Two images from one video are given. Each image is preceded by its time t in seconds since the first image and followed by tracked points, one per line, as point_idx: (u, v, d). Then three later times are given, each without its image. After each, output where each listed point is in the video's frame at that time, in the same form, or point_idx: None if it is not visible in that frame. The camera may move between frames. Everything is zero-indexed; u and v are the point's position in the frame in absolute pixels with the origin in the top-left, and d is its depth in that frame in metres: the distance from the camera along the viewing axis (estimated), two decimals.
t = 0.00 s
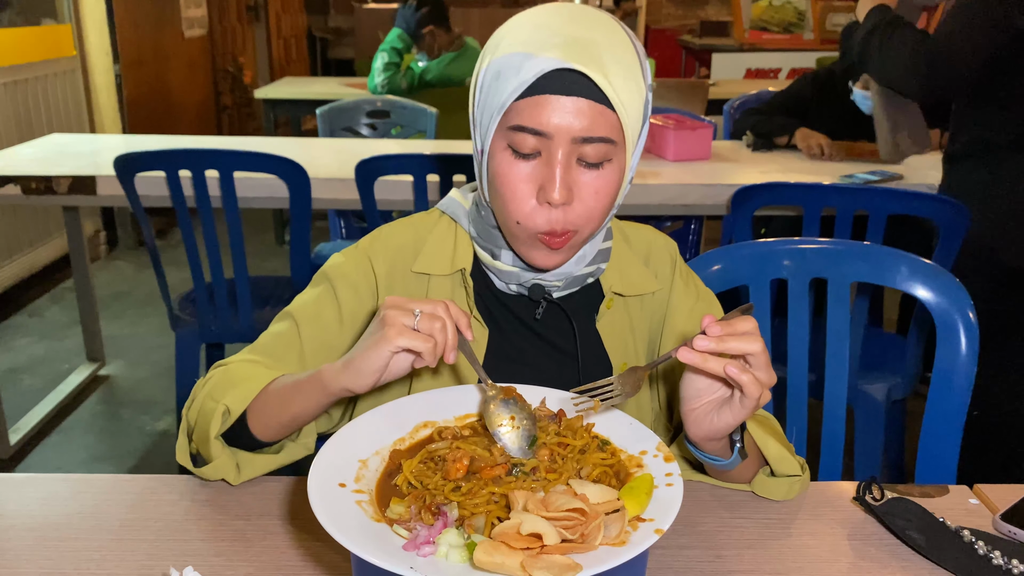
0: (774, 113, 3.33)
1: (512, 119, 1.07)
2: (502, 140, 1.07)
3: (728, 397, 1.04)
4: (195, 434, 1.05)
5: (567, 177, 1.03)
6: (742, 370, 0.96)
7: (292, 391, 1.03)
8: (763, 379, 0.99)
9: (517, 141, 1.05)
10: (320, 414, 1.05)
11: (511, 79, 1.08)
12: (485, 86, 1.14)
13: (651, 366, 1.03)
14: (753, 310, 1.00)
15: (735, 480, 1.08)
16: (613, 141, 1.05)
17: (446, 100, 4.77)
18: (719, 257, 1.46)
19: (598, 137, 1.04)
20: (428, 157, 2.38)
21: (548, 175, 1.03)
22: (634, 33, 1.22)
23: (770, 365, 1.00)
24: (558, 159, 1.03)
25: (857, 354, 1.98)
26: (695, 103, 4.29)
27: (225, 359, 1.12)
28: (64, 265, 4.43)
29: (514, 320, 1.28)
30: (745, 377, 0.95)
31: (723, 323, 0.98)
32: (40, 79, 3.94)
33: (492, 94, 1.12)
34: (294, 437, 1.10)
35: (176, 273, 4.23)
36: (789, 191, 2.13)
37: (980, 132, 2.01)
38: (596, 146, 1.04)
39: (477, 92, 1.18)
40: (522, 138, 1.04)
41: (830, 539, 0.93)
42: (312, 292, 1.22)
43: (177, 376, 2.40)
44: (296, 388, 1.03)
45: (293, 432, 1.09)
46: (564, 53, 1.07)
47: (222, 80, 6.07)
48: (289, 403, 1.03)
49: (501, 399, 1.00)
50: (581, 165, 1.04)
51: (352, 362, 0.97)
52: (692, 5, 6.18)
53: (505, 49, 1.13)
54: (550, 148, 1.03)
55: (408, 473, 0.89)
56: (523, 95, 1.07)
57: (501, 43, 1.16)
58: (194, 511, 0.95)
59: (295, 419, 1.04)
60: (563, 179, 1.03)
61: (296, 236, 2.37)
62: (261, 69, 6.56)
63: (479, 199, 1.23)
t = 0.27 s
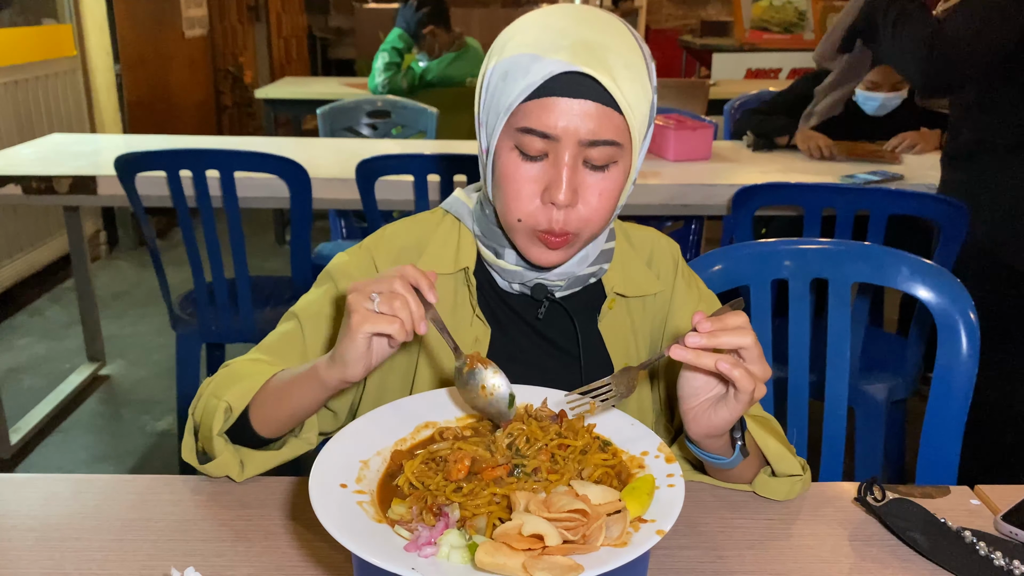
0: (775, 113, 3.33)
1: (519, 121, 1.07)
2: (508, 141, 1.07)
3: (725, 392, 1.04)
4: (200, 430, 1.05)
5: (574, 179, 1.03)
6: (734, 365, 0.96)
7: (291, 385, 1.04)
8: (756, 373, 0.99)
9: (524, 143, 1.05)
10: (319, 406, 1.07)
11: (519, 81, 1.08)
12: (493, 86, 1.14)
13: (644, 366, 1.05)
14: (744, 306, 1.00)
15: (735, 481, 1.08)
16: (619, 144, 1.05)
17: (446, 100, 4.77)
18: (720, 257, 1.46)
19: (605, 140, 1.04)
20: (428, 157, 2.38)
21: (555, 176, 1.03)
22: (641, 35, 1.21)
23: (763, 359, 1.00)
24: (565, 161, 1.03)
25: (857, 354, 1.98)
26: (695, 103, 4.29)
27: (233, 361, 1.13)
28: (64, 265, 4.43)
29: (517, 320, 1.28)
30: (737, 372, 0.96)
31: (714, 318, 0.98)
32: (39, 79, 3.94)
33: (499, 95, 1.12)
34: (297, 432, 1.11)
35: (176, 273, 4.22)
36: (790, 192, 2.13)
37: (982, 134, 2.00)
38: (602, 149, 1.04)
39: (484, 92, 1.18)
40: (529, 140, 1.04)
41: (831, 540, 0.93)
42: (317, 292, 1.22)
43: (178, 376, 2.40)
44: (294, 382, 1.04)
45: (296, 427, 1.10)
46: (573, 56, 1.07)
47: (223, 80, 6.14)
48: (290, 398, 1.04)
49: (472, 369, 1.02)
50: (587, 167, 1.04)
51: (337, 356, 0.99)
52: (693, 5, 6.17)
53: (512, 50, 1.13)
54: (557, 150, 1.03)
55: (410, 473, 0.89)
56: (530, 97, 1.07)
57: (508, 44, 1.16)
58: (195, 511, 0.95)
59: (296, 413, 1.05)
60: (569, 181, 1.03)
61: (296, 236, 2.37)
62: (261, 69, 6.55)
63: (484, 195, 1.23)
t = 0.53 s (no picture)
0: (775, 113, 3.33)
1: (521, 123, 1.07)
2: (510, 142, 1.07)
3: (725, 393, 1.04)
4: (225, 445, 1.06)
5: (576, 181, 1.03)
6: (732, 365, 0.96)
7: (324, 391, 1.05)
8: (754, 373, 0.99)
9: (526, 145, 1.05)
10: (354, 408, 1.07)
11: (521, 83, 1.08)
12: (494, 88, 1.14)
13: (641, 368, 1.04)
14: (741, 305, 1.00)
15: (736, 481, 1.08)
16: (621, 146, 1.05)
17: (447, 100, 4.77)
18: (721, 257, 1.45)
19: (607, 143, 1.04)
20: (429, 157, 2.38)
21: (557, 178, 1.03)
22: (643, 36, 1.21)
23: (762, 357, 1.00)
24: (568, 162, 1.03)
25: (858, 354, 1.98)
26: (695, 103, 4.29)
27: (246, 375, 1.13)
28: (64, 265, 4.43)
29: (518, 320, 1.28)
30: (735, 372, 0.96)
31: (712, 318, 0.98)
32: (40, 78, 3.94)
33: (501, 96, 1.12)
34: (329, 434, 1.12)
35: (176, 273, 4.22)
36: (791, 192, 2.13)
37: (983, 131, 2.00)
38: (604, 151, 1.04)
39: (486, 92, 1.17)
40: (531, 142, 1.04)
41: (833, 540, 0.93)
42: (322, 299, 1.22)
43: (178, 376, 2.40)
44: (326, 388, 1.05)
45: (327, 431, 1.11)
46: (575, 58, 1.07)
47: (223, 80, 6.07)
48: (322, 406, 1.05)
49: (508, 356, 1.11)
50: (589, 169, 1.04)
51: (371, 356, 1.00)
52: (693, 5, 6.17)
53: (514, 51, 1.13)
54: (560, 152, 1.03)
55: (411, 473, 0.89)
56: (532, 99, 1.06)
57: (510, 46, 1.15)
58: (196, 511, 0.95)
59: (332, 417, 1.06)
60: (571, 183, 1.03)
61: (297, 236, 2.37)
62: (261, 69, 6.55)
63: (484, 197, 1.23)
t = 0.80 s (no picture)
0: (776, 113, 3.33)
1: (519, 122, 1.07)
2: (509, 142, 1.08)
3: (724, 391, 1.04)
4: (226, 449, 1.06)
5: (573, 181, 1.03)
6: (730, 360, 0.96)
7: (330, 403, 1.06)
8: (752, 368, 0.99)
9: (524, 144, 1.05)
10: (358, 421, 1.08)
11: (520, 83, 1.08)
12: (495, 88, 1.15)
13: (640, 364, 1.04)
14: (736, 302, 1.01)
15: (736, 481, 1.08)
16: (618, 147, 1.05)
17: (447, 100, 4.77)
18: (721, 257, 1.46)
19: (604, 144, 1.04)
20: (429, 157, 2.38)
21: (554, 178, 1.03)
22: (645, 38, 1.21)
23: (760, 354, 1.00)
24: (564, 163, 1.03)
25: (858, 354, 1.98)
26: (696, 104, 4.29)
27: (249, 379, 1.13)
28: (64, 264, 4.43)
29: (519, 321, 1.28)
30: (733, 367, 0.96)
31: (709, 315, 0.99)
32: (40, 78, 3.94)
33: (501, 96, 1.12)
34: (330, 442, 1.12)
35: (176, 273, 4.22)
36: (791, 192, 2.13)
37: (985, 128, 2.01)
38: (601, 152, 1.04)
39: (487, 93, 1.18)
40: (529, 142, 1.04)
41: (833, 540, 0.93)
42: (324, 302, 1.22)
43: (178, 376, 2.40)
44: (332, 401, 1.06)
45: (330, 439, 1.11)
46: (574, 59, 1.07)
47: (223, 79, 6.15)
48: (327, 417, 1.06)
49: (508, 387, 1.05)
50: (587, 170, 1.04)
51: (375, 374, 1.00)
52: (693, 5, 6.17)
53: (515, 52, 1.13)
54: (557, 153, 1.03)
55: (412, 473, 0.89)
56: (531, 100, 1.07)
57: (511, 46, 1.16)
58: (196, 511, 0.95)
59: (335, 429, 1.06)
60: (568, 183, 1.03)
61: (297, 236, 2.37)
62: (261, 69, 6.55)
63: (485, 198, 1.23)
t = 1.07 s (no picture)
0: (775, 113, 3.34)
1: (523, 123, 1.07)
2: (512, 141, 1.08)
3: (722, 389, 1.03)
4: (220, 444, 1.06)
5: (576, 182, 1.03)
6: (725, 362, 0.96)
7: (307, 396, 1.04)
8: (748, 367, 0.99)
9: (528, 145, 1.05)
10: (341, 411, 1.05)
11: (524, 83, 1.08)
12: (499, 87, 1.14)
13: (636, 362, 1.02)
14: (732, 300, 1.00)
15: (736, 481, 1.08)
16: (621, 149, 1.06)
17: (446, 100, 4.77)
18: (721, 257, 1.46)
19: (607, 145, 1.04)
20: (429, 156, 2.38)
21: (557, 178, 1.04)
22: (648, 39, 1.21)
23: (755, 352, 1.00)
24: (568, 163, 1.03)
25: (858, 354, 1.98)
26: (695, 104, 4.29)
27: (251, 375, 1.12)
28: (64, 264, 4.43)
29: (520, 320, 1.28)
30: (728, 368, 0.96)
31: (703, 314, 0.98)
32: (40, 78, 3.94)
33: (505, 96, 1.12)
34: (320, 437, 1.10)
35: (176, 273, 4.22)
36: (791, 192, 2.13)
37: (984, 126, 2.01)
38: (604, 154, 1.04)
39: (490, 92, 1.18)
40: (533, 142, 1.04)
41: (832, 540, 0.94)
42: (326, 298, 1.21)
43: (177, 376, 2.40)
44: (310, 394, 1.03)
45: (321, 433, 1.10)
46: (577, 60, 1.07)
47: (222, 79, 6.09)
48: (307, 409, 1.04)
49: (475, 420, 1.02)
50: (590, 170, 1.05)
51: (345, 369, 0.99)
52: (693, 5, 6.18)
53: (519, 51, 1.13)
54: (560, 153, 1.04)
55: (411, 473, 0.89)
56: (535, 100, 1.07)
57: (515, 46, 1.15)
58: (196, 510, 0.95)
59: (318, 422, 1.05)
60: (571, 184, 1.03)
61: (297, 235, 2.37)
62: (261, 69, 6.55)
63: (487, 197, 1.23)
